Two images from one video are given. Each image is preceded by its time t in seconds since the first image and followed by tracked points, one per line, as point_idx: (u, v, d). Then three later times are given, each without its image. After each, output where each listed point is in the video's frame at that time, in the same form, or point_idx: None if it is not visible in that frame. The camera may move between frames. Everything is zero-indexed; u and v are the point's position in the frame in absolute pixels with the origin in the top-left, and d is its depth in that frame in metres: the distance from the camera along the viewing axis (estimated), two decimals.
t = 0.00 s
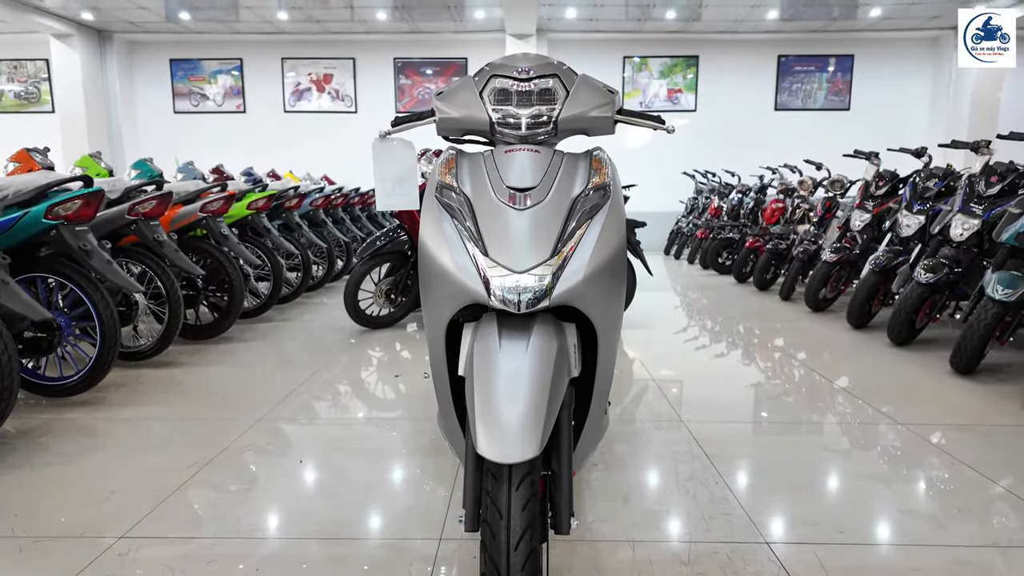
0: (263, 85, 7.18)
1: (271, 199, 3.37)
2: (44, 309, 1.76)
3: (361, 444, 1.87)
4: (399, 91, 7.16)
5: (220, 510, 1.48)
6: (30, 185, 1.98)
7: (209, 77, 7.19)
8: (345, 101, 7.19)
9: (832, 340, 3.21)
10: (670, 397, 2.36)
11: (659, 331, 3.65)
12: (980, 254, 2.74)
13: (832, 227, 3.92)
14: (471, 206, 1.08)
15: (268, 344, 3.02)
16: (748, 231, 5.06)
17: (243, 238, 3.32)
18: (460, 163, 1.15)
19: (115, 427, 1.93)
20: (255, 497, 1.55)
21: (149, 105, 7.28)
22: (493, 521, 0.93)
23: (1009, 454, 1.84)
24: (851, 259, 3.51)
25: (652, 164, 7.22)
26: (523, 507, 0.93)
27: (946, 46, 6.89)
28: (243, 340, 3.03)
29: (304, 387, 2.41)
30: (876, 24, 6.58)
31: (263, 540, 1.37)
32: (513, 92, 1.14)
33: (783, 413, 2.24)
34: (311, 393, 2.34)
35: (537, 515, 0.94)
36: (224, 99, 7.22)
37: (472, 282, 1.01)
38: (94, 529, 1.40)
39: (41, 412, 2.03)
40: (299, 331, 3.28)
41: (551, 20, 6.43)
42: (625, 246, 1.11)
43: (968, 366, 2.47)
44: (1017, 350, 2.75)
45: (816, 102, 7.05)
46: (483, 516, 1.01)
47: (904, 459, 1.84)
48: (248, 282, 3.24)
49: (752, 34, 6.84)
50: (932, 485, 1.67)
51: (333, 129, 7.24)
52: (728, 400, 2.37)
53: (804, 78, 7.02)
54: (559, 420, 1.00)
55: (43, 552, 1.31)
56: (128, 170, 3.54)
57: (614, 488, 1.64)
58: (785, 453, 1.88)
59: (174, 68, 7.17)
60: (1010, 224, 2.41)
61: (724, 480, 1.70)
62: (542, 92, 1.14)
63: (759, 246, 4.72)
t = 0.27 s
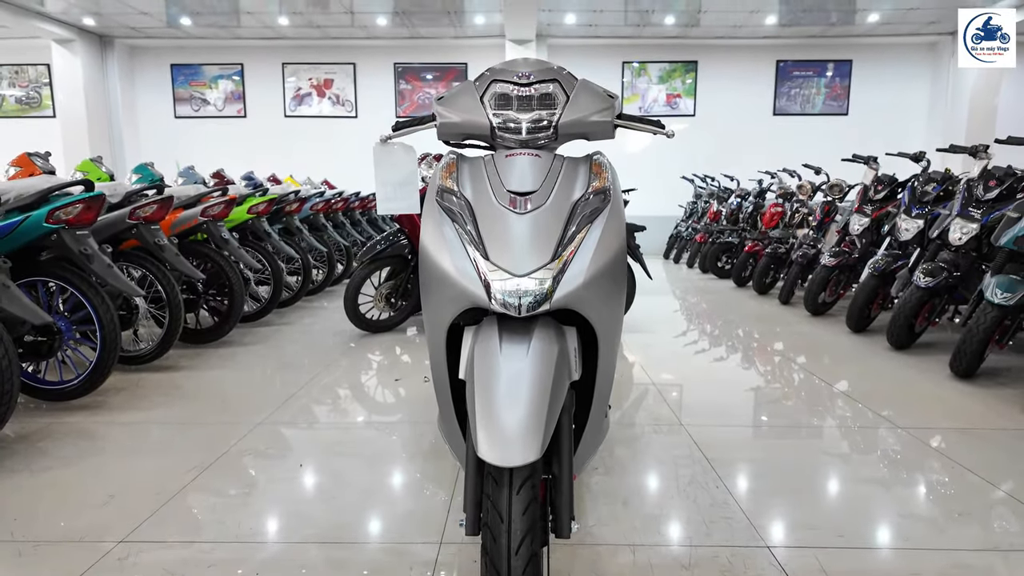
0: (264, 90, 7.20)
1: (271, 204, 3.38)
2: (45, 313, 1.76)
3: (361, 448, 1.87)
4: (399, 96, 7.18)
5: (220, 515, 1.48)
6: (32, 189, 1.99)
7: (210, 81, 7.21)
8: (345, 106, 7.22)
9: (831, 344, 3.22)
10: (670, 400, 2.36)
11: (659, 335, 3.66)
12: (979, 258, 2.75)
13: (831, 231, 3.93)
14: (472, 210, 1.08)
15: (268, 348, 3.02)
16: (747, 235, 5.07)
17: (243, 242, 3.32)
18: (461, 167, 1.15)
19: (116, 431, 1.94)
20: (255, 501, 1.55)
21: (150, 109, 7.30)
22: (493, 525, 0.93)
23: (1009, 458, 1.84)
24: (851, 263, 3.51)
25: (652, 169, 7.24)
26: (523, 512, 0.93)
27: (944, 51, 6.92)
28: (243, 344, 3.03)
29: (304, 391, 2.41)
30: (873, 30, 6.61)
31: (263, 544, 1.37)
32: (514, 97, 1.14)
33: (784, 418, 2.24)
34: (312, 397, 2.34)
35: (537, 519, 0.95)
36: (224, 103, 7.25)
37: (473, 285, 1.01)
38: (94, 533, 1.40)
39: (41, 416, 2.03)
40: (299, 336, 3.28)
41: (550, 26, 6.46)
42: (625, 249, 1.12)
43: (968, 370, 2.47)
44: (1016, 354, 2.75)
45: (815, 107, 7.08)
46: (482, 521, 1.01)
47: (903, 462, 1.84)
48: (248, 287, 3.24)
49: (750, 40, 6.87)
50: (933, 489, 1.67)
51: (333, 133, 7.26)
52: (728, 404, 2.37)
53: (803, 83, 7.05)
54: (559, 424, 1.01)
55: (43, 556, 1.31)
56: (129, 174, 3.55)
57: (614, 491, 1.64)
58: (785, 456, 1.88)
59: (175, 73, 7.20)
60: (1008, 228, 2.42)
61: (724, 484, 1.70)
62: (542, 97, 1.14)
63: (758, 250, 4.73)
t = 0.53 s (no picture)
0: (263, 92, 7.20)
1: (271, 206, 3.38)
2: (43, 316, 1.75)
3: (360, 450, 1.86)
4: (399, 99, 7.19)
5: (220, 517, 1.48)
6: (30, 192, 1.99)
7: (210, 84, 7.22)
8: (344, 108, 7.22)
9: (832, 347, 3.21)
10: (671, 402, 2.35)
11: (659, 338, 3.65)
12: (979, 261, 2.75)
13: (831, 234, 3.92)
14: (472, 213, 1.08)
15: (267, 351, 3.01)
16: (747, 238, 5.07)
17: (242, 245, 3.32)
18: (460, 170, 1.15)
19: (114, 434, 1.93)
20: (255, 504, 1.54)
21: (150, 112, 7.30)
22: (493, 531, 0.92)
23: (1010, 461, 1.83)
24: (851, 265, 3.51)
25: (652, 171, 7.24)
26: (523, 514, 0.93)
27: (943, 54, 6.93)
28: (242, 347, 3.02)
29: (304, 394, 2.41)
30: (872, 32, 6.62)
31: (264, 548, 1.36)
32: (514, 99, 1.14)
33: (784, 421, 2.24)
34: (311, 400, 2.33)
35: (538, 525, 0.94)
36: (224, 106, 7.25)
37: (472, 288, 1.00)
38: (93, 538, 1.39)
39: (39, 420, 2.02)
40: (299, 339, 3.27)
41: (550, 29, 6.47)
42: (624, 253, 1.11)
43: (969, 373, 2.47)
44: (1016, 357, 2.75)
45: (814, 110, 7.08)
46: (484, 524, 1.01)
47: (904, 465, 1.84)
48: (247, 290, 3.24)
49: (750, 43, 6.88)
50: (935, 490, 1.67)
51: (332, 136, 7.26)
52: (729, 407, 2.36)
53: (802, 86, 7.05)
54: (559, 428, 1.00)
55: (40, 561, 1.30)
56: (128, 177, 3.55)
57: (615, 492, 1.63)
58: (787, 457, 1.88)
59: (175, 75, 7.20)
60: (1009, 230, 2.43)
61: (725, 487, 1.70)
62: (542, 99, 1.14)
63: (758, 253, 4.73)
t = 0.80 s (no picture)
0: (262, 95, 7.19)
1: (271, 212, 3.37)
2: (42, 329, 1.74)
3: (359, 459, 1.85)
4: (398, 102, 7.18)
5: (219, 531, 1.46)
6: (29, 203, 1.98)
7: (209, 87, 7.21)
8: (343, 111, 7.21)
9: (833, 353, 3.20)
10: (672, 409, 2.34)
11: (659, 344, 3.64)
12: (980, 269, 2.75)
13: (831, 239, 3.92)
14: (472, 231, 1.07)
15: (267, 358, 3.00)
16: (747, 242, 5.06)
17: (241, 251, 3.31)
18: (461, 187, 1.14)
19: (112, 446, 1.92)
20: (255, 515, 1.53)
21: (149, 115, 7.29)
22: (496, 558, 0.92)
23: (1012, 470, 1.82)
24: (851, 271, 3.51)
25: (651, 174, 7.24)
26: (525, 540, 0.92)
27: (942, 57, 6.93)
28: (241, 354, 3.00)
29: (303, 402, 2.40)
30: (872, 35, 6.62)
31: (262, 562, 1.35)
32: (515, 116, 1.13)
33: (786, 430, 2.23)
34: (310, 409, 2.32)
35: (540, 550, 0.93)
36: (223, 109, 7.24)
37: (473, 308, 0.99)
38: (91, 554, 1.38)
39: (37, 430, 2.01)
40: (298, 345, 3.26)
41: (550, 32, 6.47)
42: (626, 271, 1.11)
43: (970, 381, 2.46)
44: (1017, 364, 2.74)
45: (814, 112, 7.08)
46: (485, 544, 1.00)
47: (907, 474, 1.83)
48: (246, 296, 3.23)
49: (750, 45, 6.88)
50: (936, 499, 1.66)
51: (332, 139, 7.25)
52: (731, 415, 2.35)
53: (802, 88, 7.05)
54: (561, 450, 0.99)
55: None
56: (127, 183, 3.54)
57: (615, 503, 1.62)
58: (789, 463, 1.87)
59: (174, 78, 7.19)
60: (1010, 238, 2.42)
61: (728, 499, 1.68)
62: (543, 116, 1.13)
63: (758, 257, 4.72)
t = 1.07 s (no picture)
0: (262, 98, 7.19)
1: (272, 221, 3.38)
2: (46, 347, 1.76)
3: (361, 473, 1.87)
4: (398, 105, 7.18)
5: (224, 549, 1.47)
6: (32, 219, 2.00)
7: (209, 90, 7.21)
8: (344, 115, 7.22)
9: (832, 361, 3.21)
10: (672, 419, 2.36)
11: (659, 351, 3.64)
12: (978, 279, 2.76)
13: (830, 245, 3.93)
14: (474, 260, 1.08)
15: (268, 367, 3.00)
16: (746, 247, 5.07)
17: (243, 260, 3.31)
18: (463, 216, 1.15)
19: (115, 460, 1.93)
20: (259, 532, 1.54)
21: (149, 118, 7.29)
22: None
23: (1008, 484, 1.84)
24: (850, 279, 3.52)
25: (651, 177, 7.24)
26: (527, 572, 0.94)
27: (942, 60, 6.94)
28: (242, 364, 3.01)
29: (305, 413, 2.41)
30: (871, 39, 6.64)
31: None
32: (516, 145, 1.14)
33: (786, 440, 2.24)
34: (311, 420, 2.33)
35: None
36: (223, 112, 7.24)
37: (475, 337, 1.01)
38: (98, 571, 1.39)
39: (42, 444, 2.02)
40: (299, 353, 3.27)
41: (550, 36, 6.48)
42: (626, 299, 1.12)
43: (969, 392, 2.47)
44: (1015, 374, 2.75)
45: (813, 116, 7.09)
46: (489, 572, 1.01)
47: (905, 486, 1.84)
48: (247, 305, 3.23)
49: (749, 49, 6.89)
50: (935, 512, 1.68)
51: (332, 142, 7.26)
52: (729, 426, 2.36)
53: (801, 92, 7.06)
54: (562, 481, 1.01)
55: None
56: (128, 191, 3.54)
57: (616, 516, 1.63)
58: (789, 475, 1.88)
59: (174, 81, 7.19)
60: (1007, 250, 2.44)
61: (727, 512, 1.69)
62: (544, 145, 1.14)
63: (757, 262, 4.73)
